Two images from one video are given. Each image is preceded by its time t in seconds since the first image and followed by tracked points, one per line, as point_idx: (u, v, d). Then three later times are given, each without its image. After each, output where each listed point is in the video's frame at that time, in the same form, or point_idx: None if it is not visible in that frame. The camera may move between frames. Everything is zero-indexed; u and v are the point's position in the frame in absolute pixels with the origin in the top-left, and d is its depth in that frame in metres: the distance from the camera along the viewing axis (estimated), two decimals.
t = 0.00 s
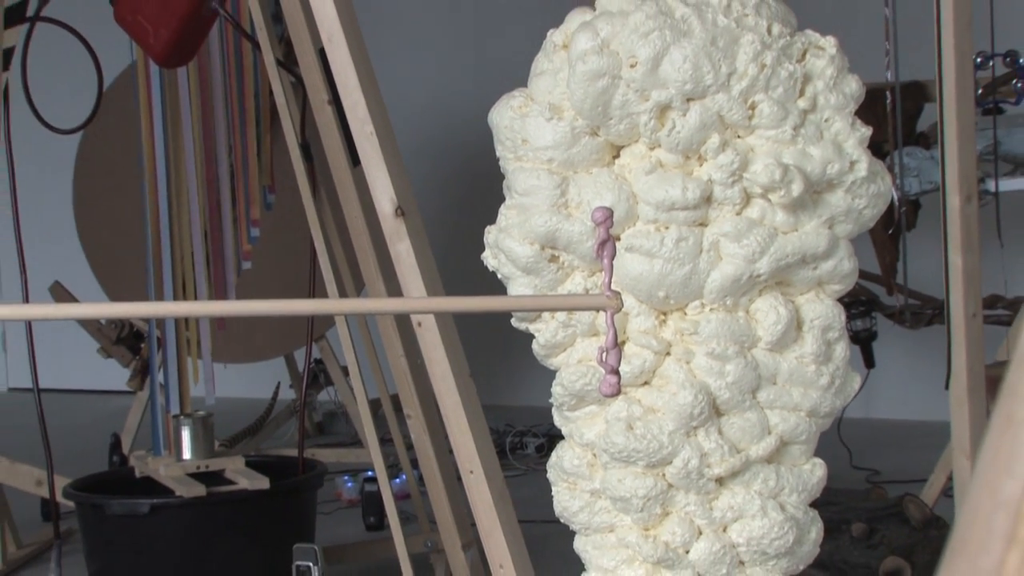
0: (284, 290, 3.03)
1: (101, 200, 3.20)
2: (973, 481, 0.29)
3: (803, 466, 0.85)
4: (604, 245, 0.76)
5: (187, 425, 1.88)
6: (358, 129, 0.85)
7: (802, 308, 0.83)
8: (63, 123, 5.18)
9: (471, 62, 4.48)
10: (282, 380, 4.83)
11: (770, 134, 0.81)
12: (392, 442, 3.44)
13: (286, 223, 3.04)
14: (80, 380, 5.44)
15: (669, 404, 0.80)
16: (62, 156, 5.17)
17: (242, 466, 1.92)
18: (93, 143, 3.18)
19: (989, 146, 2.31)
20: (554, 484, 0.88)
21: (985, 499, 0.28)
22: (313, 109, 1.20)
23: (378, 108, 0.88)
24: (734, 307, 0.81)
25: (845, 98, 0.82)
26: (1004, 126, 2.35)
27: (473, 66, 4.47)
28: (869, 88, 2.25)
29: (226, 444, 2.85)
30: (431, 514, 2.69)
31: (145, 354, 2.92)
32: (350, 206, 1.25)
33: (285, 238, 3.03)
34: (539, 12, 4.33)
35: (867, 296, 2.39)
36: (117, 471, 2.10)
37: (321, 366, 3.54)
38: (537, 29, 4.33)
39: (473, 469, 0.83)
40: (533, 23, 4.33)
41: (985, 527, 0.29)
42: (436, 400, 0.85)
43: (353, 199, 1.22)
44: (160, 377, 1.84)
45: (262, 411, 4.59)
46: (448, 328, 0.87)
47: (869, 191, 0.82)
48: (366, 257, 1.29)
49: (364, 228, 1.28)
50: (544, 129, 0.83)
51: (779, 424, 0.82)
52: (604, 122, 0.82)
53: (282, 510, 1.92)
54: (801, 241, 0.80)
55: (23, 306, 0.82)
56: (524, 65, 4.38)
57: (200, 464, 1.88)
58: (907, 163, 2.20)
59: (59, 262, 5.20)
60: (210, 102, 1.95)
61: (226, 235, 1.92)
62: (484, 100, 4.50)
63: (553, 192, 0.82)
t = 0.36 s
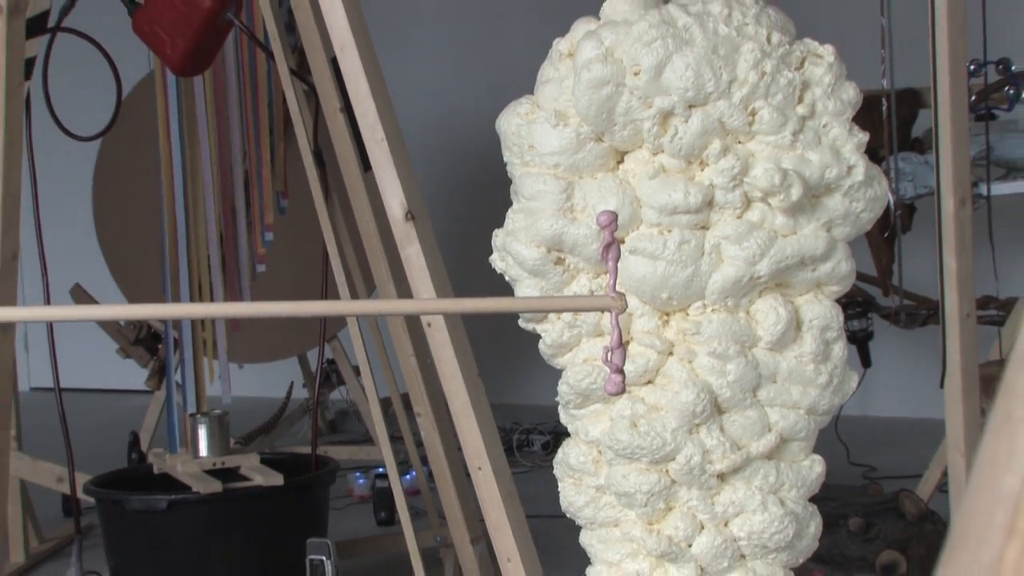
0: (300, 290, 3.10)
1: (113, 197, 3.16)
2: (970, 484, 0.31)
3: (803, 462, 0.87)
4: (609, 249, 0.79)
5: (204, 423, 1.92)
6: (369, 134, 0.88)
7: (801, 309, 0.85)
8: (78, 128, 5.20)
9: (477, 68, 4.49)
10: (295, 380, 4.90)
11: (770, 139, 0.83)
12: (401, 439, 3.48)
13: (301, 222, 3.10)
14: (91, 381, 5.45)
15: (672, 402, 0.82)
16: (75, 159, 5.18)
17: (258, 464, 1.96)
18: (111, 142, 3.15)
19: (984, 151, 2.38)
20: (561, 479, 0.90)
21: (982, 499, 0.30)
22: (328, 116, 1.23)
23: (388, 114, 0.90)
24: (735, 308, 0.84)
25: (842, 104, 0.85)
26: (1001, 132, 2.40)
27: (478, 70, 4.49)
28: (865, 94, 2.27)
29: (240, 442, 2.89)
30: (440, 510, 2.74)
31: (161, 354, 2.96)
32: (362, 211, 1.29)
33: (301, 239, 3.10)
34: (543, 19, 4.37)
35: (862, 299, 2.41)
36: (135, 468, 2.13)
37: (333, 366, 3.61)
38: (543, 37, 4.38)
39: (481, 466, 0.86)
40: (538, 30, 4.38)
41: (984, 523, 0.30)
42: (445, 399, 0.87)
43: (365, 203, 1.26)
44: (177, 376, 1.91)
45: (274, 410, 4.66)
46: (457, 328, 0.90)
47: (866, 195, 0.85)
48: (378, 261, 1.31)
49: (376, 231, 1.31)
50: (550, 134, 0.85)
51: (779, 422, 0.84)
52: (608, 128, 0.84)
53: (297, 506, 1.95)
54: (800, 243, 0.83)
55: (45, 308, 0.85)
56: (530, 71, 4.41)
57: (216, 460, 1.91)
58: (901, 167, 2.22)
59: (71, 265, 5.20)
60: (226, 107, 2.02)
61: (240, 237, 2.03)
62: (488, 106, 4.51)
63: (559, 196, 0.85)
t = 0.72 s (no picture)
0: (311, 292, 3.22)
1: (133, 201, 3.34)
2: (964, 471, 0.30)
3: (795, 456, 0.91)
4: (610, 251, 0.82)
5: (221, 418, 2.05)
6: (379, 142, 0.92)
7: (793, 310, 0.89)
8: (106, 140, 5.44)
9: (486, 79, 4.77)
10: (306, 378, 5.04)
11: (763, 147, 0.87)
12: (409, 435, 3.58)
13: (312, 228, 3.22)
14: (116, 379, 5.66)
15: (669, 398, 0.85)
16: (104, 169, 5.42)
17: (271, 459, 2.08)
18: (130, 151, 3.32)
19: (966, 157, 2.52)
20: (562, 473, 0.94)
21: (975, 491, 0.29)
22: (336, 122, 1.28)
23: (396, 123, 0.94)
24: (729, 308, 0.87)
25: (832, 112, 0.88)
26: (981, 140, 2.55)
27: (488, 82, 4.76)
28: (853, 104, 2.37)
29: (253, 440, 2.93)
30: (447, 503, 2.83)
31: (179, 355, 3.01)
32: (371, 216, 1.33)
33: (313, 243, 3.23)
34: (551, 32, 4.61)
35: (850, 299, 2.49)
36: (154, 462, 2.26)
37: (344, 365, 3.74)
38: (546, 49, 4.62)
39: (486, 460, 0.89)
40: (541, 45, 4.62)
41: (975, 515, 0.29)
42: (451, 395, 0.90)
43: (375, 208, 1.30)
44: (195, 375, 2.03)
45: (285, 408, 4.78)
46: (462, 328, 0.93)
47: (855, 200, 0.88)
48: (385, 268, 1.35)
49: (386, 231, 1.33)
50: (552, 142, 0.89)
51: (772, 418, 0.88)
52: (608, 136, 0.87)
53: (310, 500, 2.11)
54: (792, 247, 0.86)
55: (68, 308, 0.88)
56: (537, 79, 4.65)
57: (232, 455, 2.04)
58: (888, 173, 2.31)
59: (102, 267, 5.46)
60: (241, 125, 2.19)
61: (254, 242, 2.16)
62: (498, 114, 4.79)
63: (560, 202, 0.89)
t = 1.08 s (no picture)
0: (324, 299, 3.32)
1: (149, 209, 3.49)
2: (953, 473, 0.32)
3: (786, 458, 0.94)
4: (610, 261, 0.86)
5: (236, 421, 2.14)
6: (388, 155, 0.96)
7: (785, 317, 0.92)
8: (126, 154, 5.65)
9: (493, 92, 4.98)
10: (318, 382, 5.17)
11: (756, 161, 0.91)
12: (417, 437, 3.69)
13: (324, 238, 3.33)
14: (136, 384, 5.84)
15: (666, 402, 0.89)
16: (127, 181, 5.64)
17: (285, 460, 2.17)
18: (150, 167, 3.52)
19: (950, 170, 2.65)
20: (563, 473, 0.98)
21: (962, 493, 0.31)
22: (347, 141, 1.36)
23: (405, 138, 0.98)
24: (724, 316, 0.91)
25: (823, 128, 0.92)
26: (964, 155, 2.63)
27: (495, 96, 4.98)
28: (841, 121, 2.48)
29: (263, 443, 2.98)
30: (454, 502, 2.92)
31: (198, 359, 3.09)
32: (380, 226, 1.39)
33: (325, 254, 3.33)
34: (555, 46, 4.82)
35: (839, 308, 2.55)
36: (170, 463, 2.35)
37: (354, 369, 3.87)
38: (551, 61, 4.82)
39: (491, 461, 0.93)
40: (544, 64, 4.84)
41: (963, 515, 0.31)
42: (456, 399, 0.95)
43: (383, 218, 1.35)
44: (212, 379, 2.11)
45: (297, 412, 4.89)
46: (468, 335, 0.97)
47: (845, 213, 0.92)
48: (393, 273, 1.39)
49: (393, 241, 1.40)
50: (554, 156, 0.93)
51: (764, 421, 0.92)
52: (607, 150, 0.91)
53: (322, 495, 2.20)
54: (784, 257, 0.90)
55: (89, 314, 0.92)
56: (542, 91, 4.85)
57: (247, 456, 2.12)
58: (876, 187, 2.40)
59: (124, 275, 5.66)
60: (256, 138, 2.28)
61: (268, 250, 2.26)
62: (504, 126, 4.98)
63: (562, 213, 0.93)
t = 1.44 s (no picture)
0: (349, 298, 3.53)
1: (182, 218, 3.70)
2: (958, 457, 0.26)
3: (790, 453, 0.98)
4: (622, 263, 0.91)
5: (261, 417, 2.28)
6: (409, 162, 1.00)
7: (789, 317, 0.96)
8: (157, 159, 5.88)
9: (504, 102, 5.17)
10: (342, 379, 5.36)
11: (762, 168, 0.95)
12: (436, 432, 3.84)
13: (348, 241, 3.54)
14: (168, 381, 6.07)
15: (675, 399, 0.93)
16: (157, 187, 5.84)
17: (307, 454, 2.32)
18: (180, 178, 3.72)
19: (948, 178, 2.77)
20: (576, 468, 1.01)
21: (967, 480, 0.26)
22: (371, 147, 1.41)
23: (423, 146, 1.03)
24: (731, 316, 0.94)
25: (825, 136, 0.96)
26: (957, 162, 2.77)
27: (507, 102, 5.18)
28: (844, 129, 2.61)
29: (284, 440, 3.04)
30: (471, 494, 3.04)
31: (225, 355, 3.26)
32: (398, 228, 1.44)
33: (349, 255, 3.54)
34: (567, 53, 5.00)
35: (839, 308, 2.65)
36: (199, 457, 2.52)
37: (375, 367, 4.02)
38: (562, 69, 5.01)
39: (506, 455, 0.97)
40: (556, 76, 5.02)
41: (967, 508, 0.26)
42: (474, 395, 0.99)
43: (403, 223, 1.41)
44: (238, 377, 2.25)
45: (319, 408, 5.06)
46: (485, 336, 1.02)
47: (846, 218, 0.96)
48: (411, 268, 1.43)
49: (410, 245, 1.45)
50: (568, 163, 0.97)
51: (769, 417, 0.95)
52: (619, 157, 0.95)
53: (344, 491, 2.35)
54: (788, 261, 0.93)
55: (122, 314, 0.96)
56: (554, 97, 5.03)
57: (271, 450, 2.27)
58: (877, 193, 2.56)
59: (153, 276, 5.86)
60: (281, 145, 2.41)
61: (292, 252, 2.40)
62: (515, 133, 5.15)
63: (575, 218, 0.97)
